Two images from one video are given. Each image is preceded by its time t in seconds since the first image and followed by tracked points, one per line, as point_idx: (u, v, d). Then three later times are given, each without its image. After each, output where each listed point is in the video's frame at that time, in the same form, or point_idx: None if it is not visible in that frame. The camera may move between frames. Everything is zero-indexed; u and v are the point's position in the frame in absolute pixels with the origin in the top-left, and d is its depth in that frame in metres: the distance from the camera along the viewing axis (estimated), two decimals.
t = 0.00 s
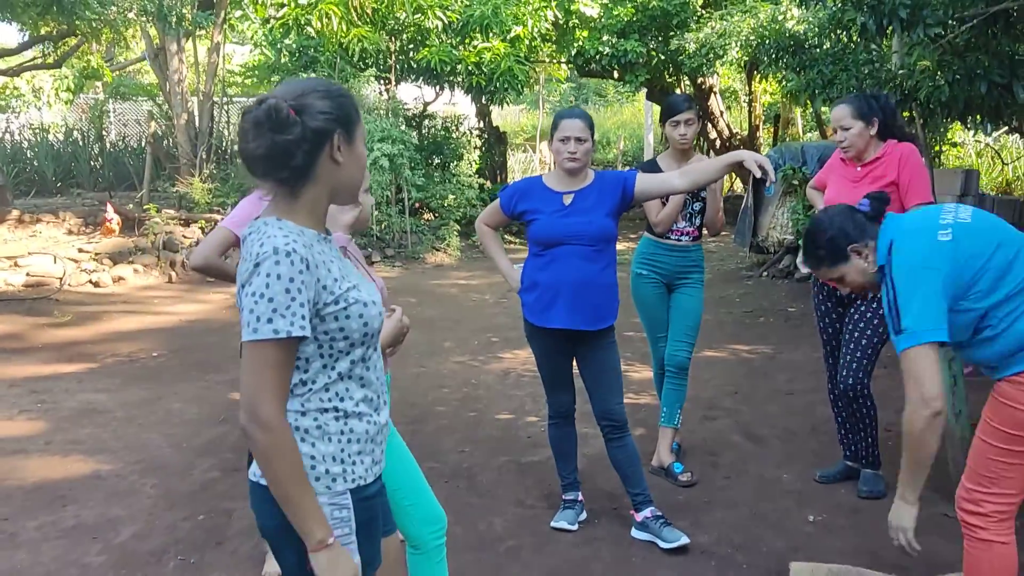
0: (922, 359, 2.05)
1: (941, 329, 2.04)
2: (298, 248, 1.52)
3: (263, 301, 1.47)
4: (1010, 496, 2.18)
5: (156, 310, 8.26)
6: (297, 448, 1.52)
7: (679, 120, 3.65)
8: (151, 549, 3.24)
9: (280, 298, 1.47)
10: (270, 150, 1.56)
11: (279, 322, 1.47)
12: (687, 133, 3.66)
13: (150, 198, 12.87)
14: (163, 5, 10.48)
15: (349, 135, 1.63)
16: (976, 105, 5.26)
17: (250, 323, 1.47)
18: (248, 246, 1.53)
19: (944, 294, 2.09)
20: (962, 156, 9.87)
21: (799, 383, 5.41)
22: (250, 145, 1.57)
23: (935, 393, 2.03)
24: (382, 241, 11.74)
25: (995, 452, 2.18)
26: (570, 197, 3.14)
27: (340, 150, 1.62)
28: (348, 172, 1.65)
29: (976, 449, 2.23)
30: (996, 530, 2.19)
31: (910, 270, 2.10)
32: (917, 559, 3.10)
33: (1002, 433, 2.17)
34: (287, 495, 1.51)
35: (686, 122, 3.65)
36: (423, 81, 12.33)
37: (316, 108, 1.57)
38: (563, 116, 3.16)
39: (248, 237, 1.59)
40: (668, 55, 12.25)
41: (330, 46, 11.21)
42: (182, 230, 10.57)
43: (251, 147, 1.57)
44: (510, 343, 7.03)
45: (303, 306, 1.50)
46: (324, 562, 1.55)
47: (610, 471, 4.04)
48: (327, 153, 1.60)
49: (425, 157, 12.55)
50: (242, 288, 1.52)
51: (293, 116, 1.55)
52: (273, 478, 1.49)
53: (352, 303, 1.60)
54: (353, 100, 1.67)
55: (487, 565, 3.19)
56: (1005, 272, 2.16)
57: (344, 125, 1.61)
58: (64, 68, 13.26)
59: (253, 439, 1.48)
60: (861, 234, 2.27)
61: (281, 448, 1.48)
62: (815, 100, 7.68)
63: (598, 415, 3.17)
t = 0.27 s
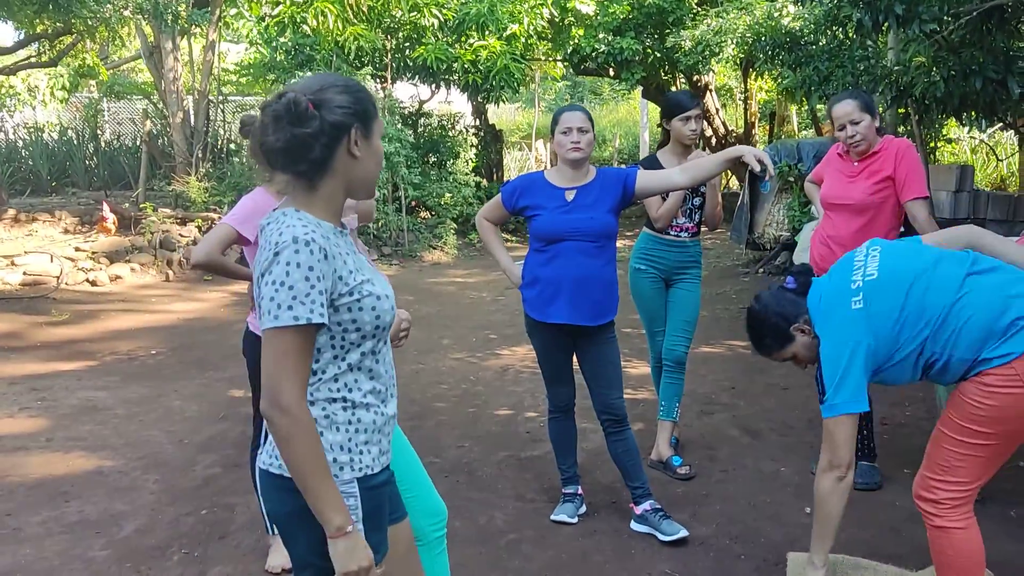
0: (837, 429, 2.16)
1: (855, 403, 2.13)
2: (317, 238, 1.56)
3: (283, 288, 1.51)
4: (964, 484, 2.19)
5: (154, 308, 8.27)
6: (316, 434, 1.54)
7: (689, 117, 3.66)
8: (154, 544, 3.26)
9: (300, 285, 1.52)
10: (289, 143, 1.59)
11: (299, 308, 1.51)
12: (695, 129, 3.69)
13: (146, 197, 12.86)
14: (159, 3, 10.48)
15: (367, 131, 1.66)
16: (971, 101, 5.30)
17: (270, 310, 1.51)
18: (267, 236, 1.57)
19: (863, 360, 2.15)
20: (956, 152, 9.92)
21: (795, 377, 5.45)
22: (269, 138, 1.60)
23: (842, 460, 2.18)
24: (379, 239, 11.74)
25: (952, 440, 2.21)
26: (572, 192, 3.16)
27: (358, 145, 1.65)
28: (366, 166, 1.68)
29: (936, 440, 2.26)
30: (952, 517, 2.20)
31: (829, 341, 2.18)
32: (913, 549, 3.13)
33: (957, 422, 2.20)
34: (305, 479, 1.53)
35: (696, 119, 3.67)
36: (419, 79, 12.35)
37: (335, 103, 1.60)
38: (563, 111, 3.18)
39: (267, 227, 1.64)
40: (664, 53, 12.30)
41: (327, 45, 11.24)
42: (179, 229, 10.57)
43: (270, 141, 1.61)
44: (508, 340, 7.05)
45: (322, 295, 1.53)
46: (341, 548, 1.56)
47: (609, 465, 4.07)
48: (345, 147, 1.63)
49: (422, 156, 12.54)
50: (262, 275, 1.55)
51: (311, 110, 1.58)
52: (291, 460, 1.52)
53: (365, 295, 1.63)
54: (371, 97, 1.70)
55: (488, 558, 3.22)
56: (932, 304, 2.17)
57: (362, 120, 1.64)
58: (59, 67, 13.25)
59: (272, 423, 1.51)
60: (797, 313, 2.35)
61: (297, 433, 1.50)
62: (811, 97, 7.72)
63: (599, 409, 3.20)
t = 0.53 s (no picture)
0: (840, 455, 2.11)
1: (854, 429, 2.07)
2: (310, 231, 1.57)
3: (271, 279, 1.52)
4: (957, 477, 2.22)
5: (153, 307, 8.26)
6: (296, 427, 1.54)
7: (694, 114, 3.67)
8: (156, 541, 3.26)
9: (287, 277, 1.52)
10: (301, 139, 1.59)
11: (284, 299, 1.51)
12: (700, 126, 3.70)
13: (144, 196, 12.84)
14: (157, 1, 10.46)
15: (378, 129, 1.67)
16: (970, 98, 5.29)
17: (259, 300, 1.52)
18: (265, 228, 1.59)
19: (854, 383, 2.11)
20: (955, 149, 9.93)
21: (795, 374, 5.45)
22: (282, 133, 1.60)
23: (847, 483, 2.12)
24: (378, 237, 11.74)
25: (943, 434, 2.23)
26: (574, 190, 3.16)
27: (370, 142, 1.66)
28: (376, 164, 1.69)
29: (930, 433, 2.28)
30: (948, 511, 2.23)
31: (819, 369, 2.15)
32: (913, 545, 3.14)
33: (947, 418, 2.22)
34: (279, 476, 1.52)
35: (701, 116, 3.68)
36: (417, 77, 12.34)
37: (347, 100, 1.60)
38: (566, 109, 3.19)
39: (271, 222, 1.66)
40: (662, 50, 12.31)
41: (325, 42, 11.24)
42: (178, 228, 10.57)
43: (282, 137, 1.61)
44: (508, 338, 7.05)
45: (309, 288, 1.53)
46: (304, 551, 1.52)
47: (610, 462, 4.07)
48: (357, 144, 1.64)
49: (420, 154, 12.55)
50: (256, 267, 1.57)
51: (324, 106, 1.58)
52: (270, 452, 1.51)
53: (360, 292, 1.63)
54: (383, 96, 1.71)
55: (490, 555, 3.22)
56: (912, 314, 2.16)
57: (374, 119, 1.65)
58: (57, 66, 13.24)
59: (253, 413, 1.52)
60: (790, 344, 2.30)
61: (277, 425, 1.51)
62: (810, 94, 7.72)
63: (599, 406, 3.20)
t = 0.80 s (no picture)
0: (862, 402, 2.16)
1: (866, 373, 2.14)
2: (311, 232, 1.57)
3: (269, 278, 1.52)
4: (983, 476, 2.21)
5: (153, 305, 8.26)
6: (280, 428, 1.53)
7: (700, 115, 3.67)
8: (158, 540, 3.26)
9: (286, 276, 1.52)
10: (311, 142, 1.59)
11: (281, 299, 1.51)
12: (705, 127, 3.70)
13: (144, 194, 12.84)
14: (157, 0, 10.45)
15: (387, 130, 1.67)
16: (970, 96, 5.29)
17: (255, 299, 1.52)
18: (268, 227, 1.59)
19: (863, 331, 2.18)
20: (955, 147, 9.93)
21: (795, 373, 5.46)
22: (291, 137, 1.60)
23: (877, 430, 2.17)
24: (378, 235, 11.73)
25: (964, 433, 2.22)
26: (575, 189, 3.15)
27: (379, 143, 1.66)
28: (385, 165, 1.69)
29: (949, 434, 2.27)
30: (978, 511, 2.21)
31: (831, 317, 2.21)
32: (914, 544, 3.14)
33: (965, 416, 2.21)
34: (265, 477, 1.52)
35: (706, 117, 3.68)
36: (416, 75, 12.33)
37: (355, 101, 1.60)
38: (567, 108, 3.19)
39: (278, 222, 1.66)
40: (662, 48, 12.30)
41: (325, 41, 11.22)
42: (178, 226, 10.56)
43: (292, 141, 1.60)
44: (508, 336, 7.06)
45: (307, 288, 1.53)
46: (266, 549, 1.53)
47: (611, 461, 4.08)
48: (365, 145, 1.64)
49: (420, 151, 12.55)
50: (257, 266, 1.57)
51: (333, 109, 1.58)
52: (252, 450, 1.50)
53: (361, 294, 1.63)
54: (391, 97, 1.71)
55: (491, 553, 3.22)
56: (926, 283, 2.19)
57: (383, 120, 1.65)
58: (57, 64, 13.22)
59: (243, 409, 1.49)
60: (794, 283, 2.40)
61: (267, 425, 1.50)
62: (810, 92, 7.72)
63: (600, 405, 3.21)
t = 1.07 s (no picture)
0: (873, 316, 2.14)
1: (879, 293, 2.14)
2: (321, 229, 1.57)
3: (284, 277, 1.52)
4: (982, 467, 2.26)
5: (153, 303, 8.26)
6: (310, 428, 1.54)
7: (699, 109, 3.68)
8: (159, 538, 3.26)
9: (301, 274, 1.52)
10: (306, 138, 1.59)
11: (297, 297, 1.51)
12: (705, 121, 3.70)
13: (144, 192, 12.84)
14: None
15: (384, 128, 1.66)
16: (971, 94, 5.29)
17: (270, 299, 1.52)
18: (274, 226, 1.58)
19: (886, 260, 2.19)
20: (954, 145, 9.93)
21: (795, 371, 5.46)
22: (287, 131, 1.60)
23: (883, 347, 2.13)
24: (377, 233, 11.74)
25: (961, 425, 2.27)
26: (577, 187, 3.15)
27: (375, 143, 1.66)
28: (381, 163, 1.68)
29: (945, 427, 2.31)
30: (977, 502, 2.26)
31: (861, 237, 2.20)
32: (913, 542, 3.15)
33: (965, 407, 2.26)
34: (300, 477, 1.53)
35: (706, 111, 3.68)
36: (416, 73, 12.33)
37: (353, 100, 1.60)
38: (568, 106, 3.20)
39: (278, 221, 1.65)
40: (662, 46, 12.30)
41: (324, 38, 11.23)
42: (178, 224, 10.57)
43: (288, 134, 1.61)
44: (508, 334, 7.06)
45: (322, 285, 1.54)
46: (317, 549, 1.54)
47: (611, 459, 4.08)
48: (362, 144, 1.64)
49: (419, 149, 12.55)
50: (266, 265, 1.56)
51: (330, 105, 1.59)
52: (282, 453, 1.52)
53: (369, 290, 1.64)
54: (389, 95, 1.70)
55: (492, 551, 3.23)
56: (954, 252, 2.23)
57: (380, 119, 1.65)
58: (57, 61, 13.22)
59: (267, 412, 1.52)
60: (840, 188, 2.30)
61: (296, 425, 1.52)
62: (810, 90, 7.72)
63: (601, 402, 3.21)
